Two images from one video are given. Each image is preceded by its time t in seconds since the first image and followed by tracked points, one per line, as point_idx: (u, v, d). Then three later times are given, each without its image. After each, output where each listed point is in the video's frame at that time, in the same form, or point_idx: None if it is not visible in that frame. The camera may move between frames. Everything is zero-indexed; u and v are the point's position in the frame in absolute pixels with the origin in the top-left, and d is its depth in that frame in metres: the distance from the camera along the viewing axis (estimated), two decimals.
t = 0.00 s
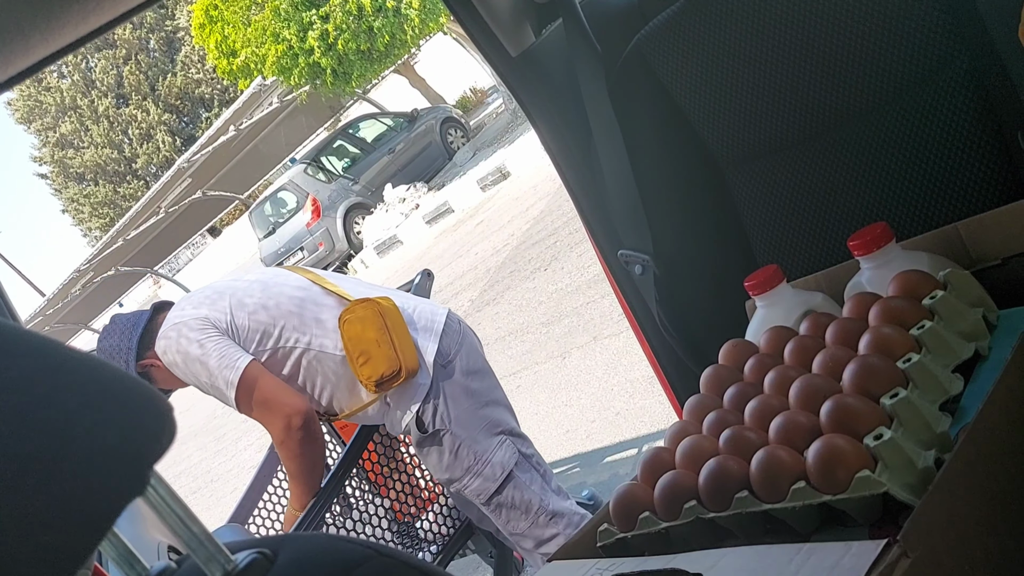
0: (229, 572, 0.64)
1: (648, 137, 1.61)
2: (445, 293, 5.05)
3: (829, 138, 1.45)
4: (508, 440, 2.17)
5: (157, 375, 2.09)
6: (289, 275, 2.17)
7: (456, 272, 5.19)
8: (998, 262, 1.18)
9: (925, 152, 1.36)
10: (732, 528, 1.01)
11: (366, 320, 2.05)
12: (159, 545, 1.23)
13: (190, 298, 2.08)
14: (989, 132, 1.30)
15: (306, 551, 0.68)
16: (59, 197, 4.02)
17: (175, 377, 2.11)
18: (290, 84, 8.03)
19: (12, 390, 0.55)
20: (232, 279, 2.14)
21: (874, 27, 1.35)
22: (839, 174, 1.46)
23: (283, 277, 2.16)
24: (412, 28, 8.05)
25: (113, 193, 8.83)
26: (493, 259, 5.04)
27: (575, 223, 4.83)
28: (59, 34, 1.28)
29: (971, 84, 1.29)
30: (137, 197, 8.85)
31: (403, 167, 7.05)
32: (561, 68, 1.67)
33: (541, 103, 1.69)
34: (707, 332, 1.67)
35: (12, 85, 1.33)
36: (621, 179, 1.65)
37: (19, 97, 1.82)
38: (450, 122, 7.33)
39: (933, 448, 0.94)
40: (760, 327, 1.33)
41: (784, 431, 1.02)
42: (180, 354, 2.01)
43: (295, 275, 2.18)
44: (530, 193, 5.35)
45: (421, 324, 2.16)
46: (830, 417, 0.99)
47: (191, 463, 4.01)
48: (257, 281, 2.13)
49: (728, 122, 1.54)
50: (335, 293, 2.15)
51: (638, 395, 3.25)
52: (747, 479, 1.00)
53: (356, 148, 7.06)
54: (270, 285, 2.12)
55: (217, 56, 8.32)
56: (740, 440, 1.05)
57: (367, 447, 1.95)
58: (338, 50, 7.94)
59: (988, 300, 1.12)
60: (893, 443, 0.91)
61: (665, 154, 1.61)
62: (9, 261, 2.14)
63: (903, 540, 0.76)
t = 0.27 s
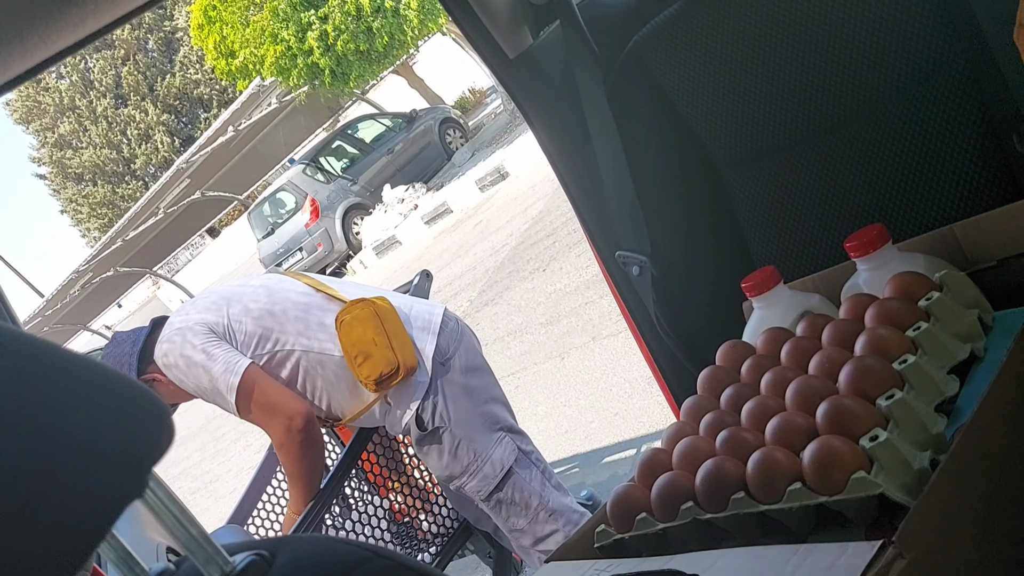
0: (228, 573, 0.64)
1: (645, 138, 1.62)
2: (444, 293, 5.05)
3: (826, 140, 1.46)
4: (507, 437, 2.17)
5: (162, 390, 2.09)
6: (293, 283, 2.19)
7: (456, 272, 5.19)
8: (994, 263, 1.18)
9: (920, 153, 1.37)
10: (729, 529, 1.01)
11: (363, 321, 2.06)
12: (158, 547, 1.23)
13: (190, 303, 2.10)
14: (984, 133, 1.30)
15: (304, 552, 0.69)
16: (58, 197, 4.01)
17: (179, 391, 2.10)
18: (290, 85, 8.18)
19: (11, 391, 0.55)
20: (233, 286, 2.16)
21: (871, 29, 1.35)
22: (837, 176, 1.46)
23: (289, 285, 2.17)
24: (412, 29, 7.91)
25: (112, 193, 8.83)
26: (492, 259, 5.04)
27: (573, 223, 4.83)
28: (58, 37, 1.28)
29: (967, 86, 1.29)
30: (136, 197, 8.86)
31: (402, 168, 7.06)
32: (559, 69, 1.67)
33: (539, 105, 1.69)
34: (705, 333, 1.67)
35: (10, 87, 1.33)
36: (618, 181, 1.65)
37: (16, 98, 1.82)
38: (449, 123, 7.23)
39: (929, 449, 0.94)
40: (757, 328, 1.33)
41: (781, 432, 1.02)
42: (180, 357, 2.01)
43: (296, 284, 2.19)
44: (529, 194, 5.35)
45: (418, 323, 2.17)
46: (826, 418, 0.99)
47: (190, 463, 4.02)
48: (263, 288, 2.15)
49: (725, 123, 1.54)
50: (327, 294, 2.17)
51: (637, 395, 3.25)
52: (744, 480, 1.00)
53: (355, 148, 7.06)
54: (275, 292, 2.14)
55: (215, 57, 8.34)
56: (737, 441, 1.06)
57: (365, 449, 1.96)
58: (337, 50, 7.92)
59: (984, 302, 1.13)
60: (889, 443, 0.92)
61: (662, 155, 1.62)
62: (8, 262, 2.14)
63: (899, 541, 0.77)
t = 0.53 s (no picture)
0: (228, 572, 0.64)
1: (645, 136, 1.62)
2: (443, 293, 5.06)
3: (826, 138, 1.46)
4: (507, 438, 2.17)
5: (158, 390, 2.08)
6: (292, 281, 2.19)
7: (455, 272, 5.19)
8: (993, 262, 1.18)
9: (919, 152, 1.37)
10: (729, 527, 1.01)
11: (364, 320, 2.06)
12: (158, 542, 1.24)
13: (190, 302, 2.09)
14: (983, 133, 1.30)
15: (305, 551, 0.69)
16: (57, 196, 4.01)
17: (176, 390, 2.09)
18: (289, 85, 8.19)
19: (10, 389, 0.55)
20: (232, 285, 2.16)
21: (870, 28, 1.35)
22: (836, 174, 1.46)
23: (288, 283, 2.18)
24: (411, 28, 7.99)
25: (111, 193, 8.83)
26: (491, 258, 5.04)
27: (572, 223, 4.83)
28: (57, 36, 1.28)
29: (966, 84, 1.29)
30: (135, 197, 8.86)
31: (400, 167, 7.06)
32: (557, 68, 1.67)
33: (539, 105, 1.70)
34: (704, 332, 1.67)
35: (11, 86, 1.33)
36: (617, 178, 1.65)
37: (16, 98, 1.82)
38: (448, 122, 7.26)
39: (928, 448, 0.94)
40: (757, 327, 1.33)
41: (780, 431, 1.02)
42: (182, 355, 2.00)
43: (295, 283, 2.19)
44: (528, 193, 5.35)
45: (419, 322, 2.17)
46: (825, 416, 0.99)
47: (190, 463, 4.02)
48: (261, 285, 2.15)
49: (725, 121, 1.54)
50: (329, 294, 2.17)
51: (636, 394, 3.26)
52: (744, 478, 1.00)
53: (354, 148, 7.07)
54: (274, 289, 2.14)
55: (212, 56, 8.21)
56: (736, 439, 1.06)
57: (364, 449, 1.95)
58: (336, 51, 7.94)
59: (983, 300, 1.13)
60: (889, 442, 0.92)
61: (661, 152, 1.61)
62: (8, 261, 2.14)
63: (898, 538, 0.77)
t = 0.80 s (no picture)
0: (228, 571, 0.64)
1: (643, 134, 1.61)
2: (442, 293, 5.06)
3: (824, 138, 1.46)
4: (505, 440, 2.18)
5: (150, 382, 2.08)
6: (284, 275, 2.19)
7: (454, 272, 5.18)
8: (992, 261, 1.19)
9: (918, 152, 1.37)
10: (729, 527, 1.01)
11: (366, 320, 2.06)
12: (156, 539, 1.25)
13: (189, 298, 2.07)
14: (981, 132, 1.30)
15: (305, 550, 0.69)
16: (56, 197, 4.01)
17: (168, 383, 2.10)
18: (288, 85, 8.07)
19: (11, 386, 0.55)
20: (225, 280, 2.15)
21: (869, 27, 1.36)
22: (835, 174, 1.46)
23: (277, 279, 2.17)
24: (409, 28, 8.03)
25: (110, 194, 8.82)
26: (489, 258, 5.04)
27: (571, 223, 4.84)
28: (56, 37, 1.28)
29: (965, 83, 1.29)
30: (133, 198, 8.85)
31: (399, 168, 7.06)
32: (556, 68, 1.67)
33: (538, 105, 1.70)
34: (703, 332, 1.67)
35: (10, 86, 1.33)
36: (615, 176, 1.65)
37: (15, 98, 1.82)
38: (447, 122, 7.30)
39: (928, 446, 0.95)
40: (756, 326, 1.33)
41: (779, 430, 1.03)
42: (185, 353, 1.99)
43: (287, 276, 2.19)
44: (526, 193, 5.36)
45: (421, 323, 2.17)
46: (825, 415, 0.99)
47: (188, 463, 4.02)
48: (252, 281, 2.13)
49: (724, 120, 1.54)
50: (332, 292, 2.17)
51: (635, 393, 3.26)
52: (743, 477, 1.00)
53: (353, 148, 7.07)
54: (265, 285, 2.13)
55: (212, 56, 8.02)
56: (735, 439, 1.06)
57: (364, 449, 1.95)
58: (335, 50, 8.01)
59: (982, 299, 1.13)
60: (888, 440, 0.92)
61: (660, 151, 1.61)
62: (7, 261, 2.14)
63: (898, 537, 0.77)
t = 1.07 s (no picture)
0: (229, 570, 0.64)
1: (642, 133, 1.61)
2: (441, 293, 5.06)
3: (825, 137, 1.46)
4: (505, 440, 2.17)
5: (138, 360, 2.07)
6: (273, 264, 2.18)
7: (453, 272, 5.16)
8: (992, 260, 1.19)
9: (918, 150, 1.37)
10: (728, 526, 1.01)
11: (370, 324, 2.05)
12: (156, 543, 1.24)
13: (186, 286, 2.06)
14: (983, 130, 1.30)
15: (305, 549, 0.69)
16: (55, 198, 4.01)
17: (155, 362, 2.10)
18: (286, 84, 8.16)
19: (12, 383, 0.55)
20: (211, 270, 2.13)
21: (870, 26, 1.36)
22: (836, 172, 1.46)
23: (263, 269, 2.15)
24: (409, 29, 7.98)
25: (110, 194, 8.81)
26: (489, 258, 5.04)
27: (571, 222, 4.84)
28: (56, 36, 1.28)
29: (966, 82, 1.29)
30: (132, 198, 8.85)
31: (398, 168, 7.05)
32: (555, 66, 1.67)
33: (538, 104, 1.70)
34: (703, 331, 1.67)
35: (9, 87, 1.33)
36: (614, 175, 1.65)
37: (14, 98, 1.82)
38: (446, 122, 7.32)
39: (927, 445, 0.95)
40: (756, 325, 1.33)
41: (779, 429, 1.03)
42: (183, 340, 1.99)
43: (277, 266, 2.19)
44: (526, 193, 5.36)
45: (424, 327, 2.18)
46: (825, 414, 0.99)
47: (188, 463, 4.02)
48: (236, 270, 2.11)
49: (724, 119, 1.55)
50: (336, 292, 2.15)
51: (635, 393, 3.26)
52: (743, 476, 1.00)
53: (353, 148, 7.06)
54: (250, 275, 2.11)
55: (212, 56, 7.92)
56: (735, 438, 1.06)
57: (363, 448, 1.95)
58: (334, 51, 8.02)
59: (982, 298, 1.13)
60: (888, 440, 0.92)
61: (659, 149, 1.61)
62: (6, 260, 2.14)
63: (898, 536, 0.77)
